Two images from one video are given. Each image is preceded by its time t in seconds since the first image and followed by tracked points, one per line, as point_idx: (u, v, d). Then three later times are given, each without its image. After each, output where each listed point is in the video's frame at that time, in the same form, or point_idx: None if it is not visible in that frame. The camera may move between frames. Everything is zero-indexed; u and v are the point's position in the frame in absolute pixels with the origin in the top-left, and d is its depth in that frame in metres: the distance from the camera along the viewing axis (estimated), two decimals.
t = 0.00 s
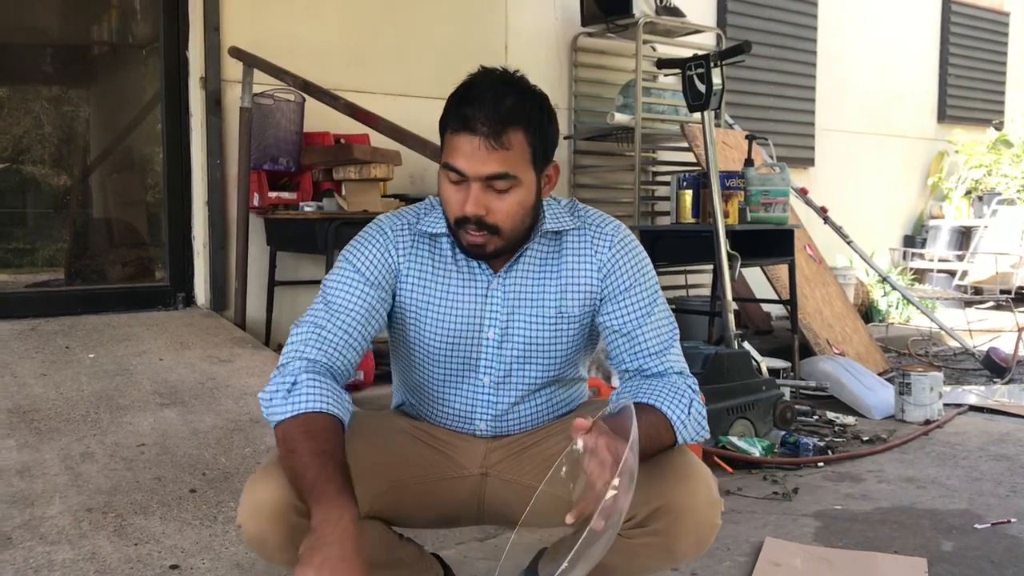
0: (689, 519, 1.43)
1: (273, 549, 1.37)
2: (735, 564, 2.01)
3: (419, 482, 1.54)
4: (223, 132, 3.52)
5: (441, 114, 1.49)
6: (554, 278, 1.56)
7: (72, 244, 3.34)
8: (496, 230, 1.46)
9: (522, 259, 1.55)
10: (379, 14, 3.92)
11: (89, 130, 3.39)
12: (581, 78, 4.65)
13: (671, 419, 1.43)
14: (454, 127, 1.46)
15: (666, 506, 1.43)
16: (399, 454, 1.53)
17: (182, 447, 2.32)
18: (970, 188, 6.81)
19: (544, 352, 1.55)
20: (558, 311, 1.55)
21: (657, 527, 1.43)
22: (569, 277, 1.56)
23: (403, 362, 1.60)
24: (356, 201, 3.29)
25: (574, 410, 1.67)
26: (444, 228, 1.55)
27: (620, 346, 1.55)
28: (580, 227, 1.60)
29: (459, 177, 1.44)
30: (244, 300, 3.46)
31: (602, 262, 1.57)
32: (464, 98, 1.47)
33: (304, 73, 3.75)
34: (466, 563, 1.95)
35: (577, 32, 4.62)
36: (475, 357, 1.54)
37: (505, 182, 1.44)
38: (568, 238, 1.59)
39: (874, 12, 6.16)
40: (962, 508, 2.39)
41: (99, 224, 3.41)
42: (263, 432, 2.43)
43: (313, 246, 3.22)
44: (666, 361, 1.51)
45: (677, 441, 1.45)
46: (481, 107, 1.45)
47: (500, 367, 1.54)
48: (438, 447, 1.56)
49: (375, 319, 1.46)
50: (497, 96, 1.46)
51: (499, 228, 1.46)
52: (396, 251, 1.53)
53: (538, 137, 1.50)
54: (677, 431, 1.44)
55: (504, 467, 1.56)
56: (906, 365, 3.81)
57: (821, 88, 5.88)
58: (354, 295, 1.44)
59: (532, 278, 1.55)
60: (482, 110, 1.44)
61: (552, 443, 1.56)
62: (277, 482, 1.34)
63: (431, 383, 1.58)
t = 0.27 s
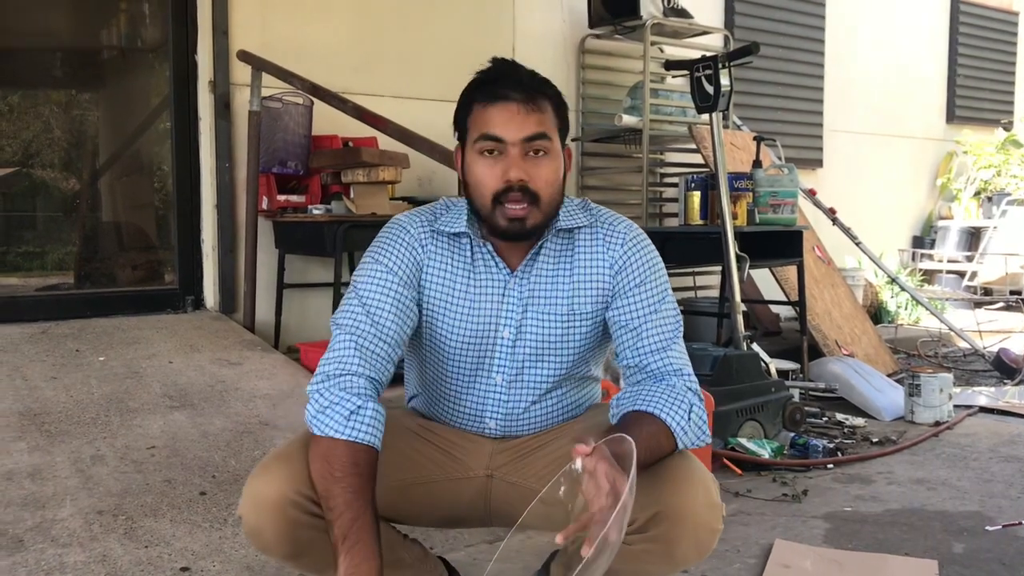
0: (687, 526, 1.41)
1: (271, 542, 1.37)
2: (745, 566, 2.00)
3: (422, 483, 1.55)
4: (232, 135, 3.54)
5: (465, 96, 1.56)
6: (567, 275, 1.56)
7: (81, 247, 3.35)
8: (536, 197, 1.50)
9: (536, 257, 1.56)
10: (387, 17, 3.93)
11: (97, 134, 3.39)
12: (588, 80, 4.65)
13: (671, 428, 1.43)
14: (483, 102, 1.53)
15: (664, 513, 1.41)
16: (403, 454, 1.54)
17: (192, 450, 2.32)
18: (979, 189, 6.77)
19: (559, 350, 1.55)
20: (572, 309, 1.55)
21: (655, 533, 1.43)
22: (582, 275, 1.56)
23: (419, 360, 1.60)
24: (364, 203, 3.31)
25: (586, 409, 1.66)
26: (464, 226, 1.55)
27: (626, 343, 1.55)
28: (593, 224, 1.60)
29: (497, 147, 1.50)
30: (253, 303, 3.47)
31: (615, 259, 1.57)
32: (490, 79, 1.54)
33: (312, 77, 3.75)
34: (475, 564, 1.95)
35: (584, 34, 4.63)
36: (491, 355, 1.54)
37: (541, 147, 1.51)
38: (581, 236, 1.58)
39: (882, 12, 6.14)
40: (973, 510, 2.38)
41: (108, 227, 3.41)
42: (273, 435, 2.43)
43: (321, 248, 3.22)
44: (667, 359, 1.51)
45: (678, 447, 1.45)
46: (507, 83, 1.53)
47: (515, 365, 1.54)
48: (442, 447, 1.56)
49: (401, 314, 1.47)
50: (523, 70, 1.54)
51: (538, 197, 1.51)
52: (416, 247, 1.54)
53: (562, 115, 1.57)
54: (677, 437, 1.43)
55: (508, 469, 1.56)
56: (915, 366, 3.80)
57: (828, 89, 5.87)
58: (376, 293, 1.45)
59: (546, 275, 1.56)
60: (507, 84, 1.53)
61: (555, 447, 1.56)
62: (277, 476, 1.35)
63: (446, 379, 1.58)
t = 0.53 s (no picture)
0: (711, 524, 1.40)
1: (292, 548, 1.36)
2: (755, 568, 2.00)
3: (438, 486, 1.54)
4: (240, 139, 3.54)
5: (474, 103, 1.57)
6: (572, 278, 1.56)
7: (90, 250, 3.37)
8: (546, 205, 1.50)
9: (540, 259, 1.56)
10: (395, 20, 3.93)
11: (107, 137, 3.43)
12: (596, 82, 4.66)
13: (694, 425, 1.42)
14: (493, 109, 1.54)
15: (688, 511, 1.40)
16: (418, 457, 1.53)
17: (202, 452, 2.33)
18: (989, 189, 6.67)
19: (565, 354, 1.55)
20: (577, 312, 1.55)
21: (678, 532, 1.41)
22: (586, 277, 1.56)
23: (423, 368, 1.61)
24: (372, 207, 3.32)
25: (593, 412, 1.67)
26: (465, 234, 1.57)
27: (636, 344, 1.55)
28: (594, 226, 1.61)
29: (507, 155, 1.50)
30: (262, 305, 3.48)
31: (618, 261, 1.58)
32: (497, 86, 1.55)
33: (321, 80, 3.76)
34: (484, 567, 1.95)
35: (592, 36, 4.63)
36: (498, 360, 1.54)
37: (551, 157, 1.51)
38: (583, 238, 1.59)
39: (890, 13, 6.13)
40: (984, 512, 2.37)
41: (117, 230, 3.44)
42: (282, 437, 2.44)
43: (330, 251, 3.23)
44: (680, 358, 1.51)
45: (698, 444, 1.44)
46: (516, 90, 1.53)
47: (522, 369, 1.54)
48: (456, 450, 1.55)
49: (400, 328, 1.49)
50: (532, 78, 1.55)
51: (547, 205, 1.51)
52: (414, 259, 1.55)
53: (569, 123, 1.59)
54: (699, 433, 1.43)
55: (524, 472, 1.55)
56: (925, 368, 3.78)
57: (837, 90, 5.86)
58: (377, 304, 1.47)
59: (549, 278, 1.56)
60: (517, 92, 1.53)
61: (565, 453, 1.54)
62: (297, 482, 1.35)
63: (452, 388, 1.58)
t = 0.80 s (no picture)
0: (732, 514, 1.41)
1: (318, 561, 1.37)
2: (761, 569, 1.99)
3: (452, 492, 1.52)
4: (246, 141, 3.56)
5: (459, 107, 1.56)
6: (569, 279, 1.56)
7: (97, 252, 3.38)
8: (535, 206, 1.49)
9: (538, 261, 1.56)
10: (400, 21, 3.93)
11: (114, 139, 3.44)
12: (601, 82, 4.65)
13: (710, 418, 1.41)
14: (478, 113, 1.53)
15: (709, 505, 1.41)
16: (431, 460, 1.51)
17: (208, 453, 2.33)
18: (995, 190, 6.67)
19: (566, 355, 1.55)
20: (576, 314, 1.55)
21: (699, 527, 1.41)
22: (583, 278, 1.56)
23: (423, 375, 1.60)
24: (378, 208, 3.32)
25: (596, 413, 1.66)
26: (457, 240, 1.56)
27: (638, 344, 1.55)
28: (587, 226, 1.62)
29: (495, 159, 1.49)
30: (268, 306, 3.48)
31: (614, 261, 1.58)
32: (483, 89, 1.54)
33: (325, 81, 3.76)
34: (490, 568, 1.94)
35: (597, 37, 4.62)
36: (499, 363, 1.54)
37: (537, 158, 1.50)
38: (577, 239, 1.59)
39: (896, 13, 6.11)
40: (991, 513, 2.36)
41: (124, 232, 3.44)
42: (288, 439, 2.43)
43: (336, 252, 3.23)
44: (684, 354, 1.51)
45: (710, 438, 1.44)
46: (502, 92, 1.53)
47: (525, 372, 1.54)
48: (468, 454, 1.55)
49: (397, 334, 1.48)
50: (517, 80, 1.54)
51: (537, 206, 1.50)
52: (408, 267, 1.55)
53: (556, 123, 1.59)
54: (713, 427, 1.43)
55: (535, 472, 1.55)
56: (932, 369, 3.77)
57: (842, 90, 5.85)
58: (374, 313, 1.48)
59: (548, 280, 1.56)
60: (503, 94, 1.52)
61: (577, 450, 1.56)
62: (322, 494, 1.36)
63: (455, 394, 1.58)
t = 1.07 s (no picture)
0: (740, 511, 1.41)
1: (332, 567, 1.37)
2: (766, 569, 1.99)
3: (459, 493, 1.51)
4: (249, 140, 3.54)
5: (455, 109, 1.55)
6: (569, 281, 1.55)
7: (99, 251, 3.38)
8: (532, 207, 1.48)
9: (538, 263, 1.56)
10: (403, 21, 3.93)
11: (117, 138, 3.44)
12: (605, 82, 4.64)
13: (716, 415, 1.41)
14: (474, 114, 1.53)
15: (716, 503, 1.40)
16: (438, 463, 1.50)
17: (211, 453, 2.33)
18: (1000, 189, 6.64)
19: (568, 358, 1.54)
20: (577, 316, 1.55)
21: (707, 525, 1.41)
22: (584, 280, 1.56)
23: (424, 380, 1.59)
24: (381, 207, 3.31)
25: (598, 413, 1.66)
26: (454, 243, 1.56)
27: (641, 345, 1.55)
28: (585, 227, 1.61)
29: (490, 160, 1.49)
30: (271, 306, 3.48)
31: (614, 263, 1.57)
32: (478, 91, 1.54)
33: (329, 80, 3.76)
34: (494, 567, 1.94)
35: (600, 36, 4.62)
36: (501, 367, 1.53)
37: (535, 158, 1.50)
38: (576, 240, 1.59)
39: (899, 13, 6.11)
40: (996, 513, 2.36)
41: (127, 231, 3.45)
42: (292, 438, 2.43)
43: (339, 252, 3.23)
44: (689, 355, 1.51)
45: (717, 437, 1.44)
46: (497, 93, 1.52)
47: (526, 375, 1.53)
48: (472, 455, 1.54)
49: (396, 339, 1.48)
50: (512, 81, 1.54)
51: (534, 206, 1.48)
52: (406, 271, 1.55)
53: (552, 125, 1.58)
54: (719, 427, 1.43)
55: (539, 472, 1.55)
56: (936, 368, 3.76)
57: (846, 90, 5.84)
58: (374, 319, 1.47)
59: (548, 282, 1.55)
60: (498, 95, 1.52)
61: (582, 449, 1.55)
62: (334, 499, 1.36)
63: (457, 398, 1.57)
